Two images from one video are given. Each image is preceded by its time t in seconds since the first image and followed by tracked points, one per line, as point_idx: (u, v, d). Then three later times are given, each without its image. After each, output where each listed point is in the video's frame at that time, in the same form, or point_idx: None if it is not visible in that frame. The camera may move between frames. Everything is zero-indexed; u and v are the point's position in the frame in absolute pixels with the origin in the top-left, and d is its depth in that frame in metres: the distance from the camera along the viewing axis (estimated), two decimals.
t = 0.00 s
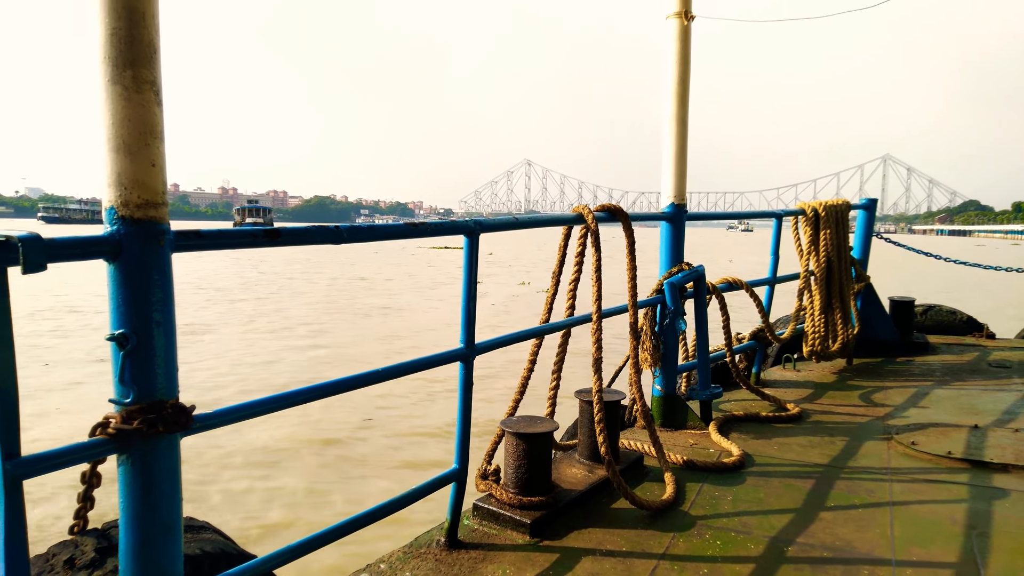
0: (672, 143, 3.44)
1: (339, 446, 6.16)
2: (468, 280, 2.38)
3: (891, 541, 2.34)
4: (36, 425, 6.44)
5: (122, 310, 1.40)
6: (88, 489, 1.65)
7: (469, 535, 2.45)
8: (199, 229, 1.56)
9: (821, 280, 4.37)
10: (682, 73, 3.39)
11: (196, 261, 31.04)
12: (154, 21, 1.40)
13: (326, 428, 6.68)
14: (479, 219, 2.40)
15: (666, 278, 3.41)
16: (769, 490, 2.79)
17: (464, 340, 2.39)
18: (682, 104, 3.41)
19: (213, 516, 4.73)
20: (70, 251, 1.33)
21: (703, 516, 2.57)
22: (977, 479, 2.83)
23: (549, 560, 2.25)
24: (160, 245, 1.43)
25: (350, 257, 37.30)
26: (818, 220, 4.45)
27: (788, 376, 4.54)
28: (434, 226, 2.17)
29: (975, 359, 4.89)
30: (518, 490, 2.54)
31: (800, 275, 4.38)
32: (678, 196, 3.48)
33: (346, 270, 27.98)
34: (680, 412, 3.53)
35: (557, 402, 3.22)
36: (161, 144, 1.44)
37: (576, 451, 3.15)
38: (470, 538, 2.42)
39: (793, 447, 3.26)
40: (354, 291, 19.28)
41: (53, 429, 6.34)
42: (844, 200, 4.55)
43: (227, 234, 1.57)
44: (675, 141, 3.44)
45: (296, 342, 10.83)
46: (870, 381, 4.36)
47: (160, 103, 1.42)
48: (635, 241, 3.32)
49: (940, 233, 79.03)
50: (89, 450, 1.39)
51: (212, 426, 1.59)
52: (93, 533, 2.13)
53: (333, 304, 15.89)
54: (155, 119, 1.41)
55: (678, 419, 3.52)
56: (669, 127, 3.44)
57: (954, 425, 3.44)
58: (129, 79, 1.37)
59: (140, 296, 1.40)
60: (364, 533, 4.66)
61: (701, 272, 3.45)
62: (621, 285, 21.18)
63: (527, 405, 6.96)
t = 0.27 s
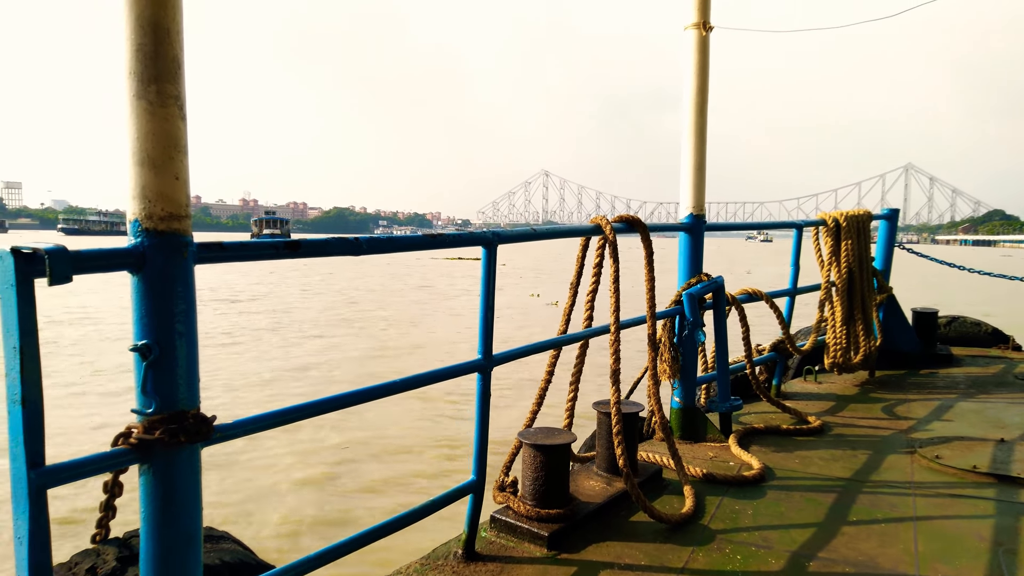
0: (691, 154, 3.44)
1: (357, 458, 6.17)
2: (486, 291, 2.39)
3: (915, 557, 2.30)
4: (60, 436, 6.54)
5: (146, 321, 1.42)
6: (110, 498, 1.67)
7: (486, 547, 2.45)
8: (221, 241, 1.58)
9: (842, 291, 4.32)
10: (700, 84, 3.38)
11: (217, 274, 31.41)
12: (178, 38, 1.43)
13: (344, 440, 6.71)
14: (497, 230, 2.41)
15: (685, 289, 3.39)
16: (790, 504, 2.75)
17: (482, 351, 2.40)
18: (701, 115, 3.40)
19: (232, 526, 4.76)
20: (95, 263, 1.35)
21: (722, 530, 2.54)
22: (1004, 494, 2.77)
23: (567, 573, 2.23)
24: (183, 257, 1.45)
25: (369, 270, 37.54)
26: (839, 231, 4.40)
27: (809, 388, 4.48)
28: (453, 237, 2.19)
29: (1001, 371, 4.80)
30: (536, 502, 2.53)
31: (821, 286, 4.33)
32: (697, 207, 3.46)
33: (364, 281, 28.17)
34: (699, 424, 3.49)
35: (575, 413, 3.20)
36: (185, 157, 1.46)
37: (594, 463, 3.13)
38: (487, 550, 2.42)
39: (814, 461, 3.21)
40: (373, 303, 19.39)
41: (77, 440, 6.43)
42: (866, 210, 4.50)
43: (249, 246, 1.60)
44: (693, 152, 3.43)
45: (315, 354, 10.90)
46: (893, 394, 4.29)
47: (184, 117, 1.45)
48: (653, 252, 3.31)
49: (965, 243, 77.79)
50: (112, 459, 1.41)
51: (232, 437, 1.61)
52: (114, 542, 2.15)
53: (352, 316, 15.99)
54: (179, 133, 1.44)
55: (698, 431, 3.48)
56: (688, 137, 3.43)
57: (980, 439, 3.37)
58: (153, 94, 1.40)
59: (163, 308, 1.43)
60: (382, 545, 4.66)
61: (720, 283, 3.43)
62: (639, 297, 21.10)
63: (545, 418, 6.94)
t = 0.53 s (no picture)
0: (701, 163, 3.43)
1: (368, 471, 6.17)
2: (497, 301, 2.40)
3: (931, 570, 2.27)
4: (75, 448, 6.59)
5: (160, 331, 1.43)
6: (124, 508, 1.68)
7: (498, 559, 2.44)
8: (234, 252, 1.60)
9: (855, 301, 4.29)
10: (710, 94, 3.39)
11: (231, 286, 31.65)
12: (193, 51, 1.45)
13: (356, 451, 6.71)
14: (508, 240, 2.42)
15: (696, 299, 3.38)
16: (804, 515, 2.73)
17: (493, 361, 2.40)
18: (712, 124, 3.40)
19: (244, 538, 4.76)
20: (110, 274, 1.37)
21: (736, 542, 2.52)
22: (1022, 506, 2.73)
23: None
24: (198, 268, 1.46)
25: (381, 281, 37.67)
26: (851, 240, 4.37)
27: (822, 398, 4.44)
28: (464, 247, 2.19)
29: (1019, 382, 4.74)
30: (547, 513, 2.52)
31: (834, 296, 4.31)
32: (708, 216, 3.46)
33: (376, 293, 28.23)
34: (712, 435, 3.47)
35: (587, 424, 3.19)
36: (199, 169, 1.48)
37: (606, 474, 3.12)
38: (499, 562, 2.41)
39: (829, 472, 3.18)
40: (385, 314, 19.45)
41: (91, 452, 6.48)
42: (878, 219, 4.47)
43: (262, 257, 1.61)
44: (704, 162, 3.43)
45: (327, 366, 10.94)
46: (908, 405, 4.24)
47: (198, 129, 1.47)
48: (664, 262, 3.30)
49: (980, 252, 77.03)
50: (126, 469, 1.42)
51: (245, 447, 1.62)
52: (127, 552, 2.16)
53: (363, 328, 16.04)
54: (193, 145, 1.46)
55: (710, 442, 3.46)
56: (698, 147, 3.43)
57: (997, 450, 3.33)
58: (168, 107, 1.42)
59: (177, 318, 1.44)
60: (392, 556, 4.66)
61: (732, 293, 3.41)
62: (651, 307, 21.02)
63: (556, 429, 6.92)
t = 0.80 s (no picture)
0: (720, 168, 3.42)
1: (386, 477, 6.19)
2: (515, 306, 2.40)
3: None
4: (99, 452, 6.69)
5: (182, 337, 1.46)
6: (147, 511, 1.70)
7: (516, 564, 2.44)
8: (256, 258, 1.62)
9: (877, 305, 4.24)
10: (729, 98, 3.37)
11: (251, 293, 31.98)
12: (215, 60, 1.48)
13: (374, 458, 6.74)
14: (526, 246, 2.43)
15: (716, 304, 3.36)
16: (826, 523, 2.69)
17: (510, 366, 2.40)
18: (730, 128, 3.39)
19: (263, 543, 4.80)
20: (134, 280, 1.39)
21: (756, 549, 2.50)
22: None
23: None
24: (219, 275, 1.49)
25: (399, 287, 37.86)
26: (873, 244, 4.32)
27: (844, 404, 4.39)
28: (482, 253, 2.20)
29: None
30: (566, 519, 2.51)
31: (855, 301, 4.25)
32: (727, 221, 3.44)
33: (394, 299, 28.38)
34: (732, 441, 3.43)
35: (605, 429, 3.18)
36: (221, 177, 1.51)
37: (624, 480, 3.11)
38: (517, 567, 2.41)
39: (850, 479, 3.14)
40: (402, 320, 19.54)
41: (115, 457, 6.57)
42: (900, 223, 4.42)
43: (283, 263, 1.64)
44: (722, 166, 3.41)
45: (345, 372, 11.01)
46: (932, 411, 4.17)
47: (220, 138, 1.50)
48: (683, 266, 3.29)
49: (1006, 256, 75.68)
50: (149, 472, 1.44)
51: (265, 451, 1.63)
52: (150, 554, 2.19)
53: (381, 334, 16.11)
54: (215, 153, 1.48)
55: (730, 448, 3.43)
56: (717, 152, 3.41)
57: None
58: (191, 116, 1.44)
59: (199, 324, 1.46)
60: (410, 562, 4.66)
61: (752, 298, 3.39)
62: (669, 312, 20.92)
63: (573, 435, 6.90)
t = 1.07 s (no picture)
0: (733, 172, 3.40)
1: (399, 483, 6.20)
2: (527, 311, 2.40)
3: None
4: (115, 458, 6.75)
5: (196, 341, 1.47)
6: (161, 514, 1.71)
7: (528, 570, 2.43)
8: (270, 264, 1.63)
9: (893, 310, 4.20)
10: (742, 101, 3.36)
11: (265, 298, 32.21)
12: (230, 67, 1.50)
13: (386, 463, 6.75)
14: (538, 250, 2.43)
15: (729, 308, 3.34)
16: (841, 530, 2.66)
17: (522, 371, 2.40)
18: (744, 132, 3.37)
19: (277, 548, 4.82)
20: (150, 285, 1.41)
21: (770, 556, 2.48)
22: None
23: None
24: (233, 280, 1.50)
25: (412, 292, 37.98)
26: (889, 249, 4.28)
27: (859, 410, 4.34)
28: (493, 258, 2.21)
29: None
30: (578, 524, 2.50)
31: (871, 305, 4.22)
32: (740, 225, 3.42)
33: (406, 304, 28.47)
34: (746, 447, 3.41)
35: (617, 435, 3.17)
36: (235, 183, 1.52)
37: (637, 485, 3.09)
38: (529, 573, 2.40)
39: (866, 485, 3.10)
40: (415, 325, 19.60)
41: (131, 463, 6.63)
42: (916, 227, 4.37)
43: (297, 268, 1.65)
44: (736, 170, 3.39)
45: (357, 378, 11.05)
46: (950, 417, 4.12)
47: (236, 145, 1.51)
48: (696, 271, 3.27)
49: None
50: (164, 476, 1.45)
51: (279, 455, 1.64)
52: (164, 558, 2.21)
53: (393, 340, 16.15)
54: (230, 160, 1.50)
55: (744, 453, 3.40)
56: (730, 156, 3.40)
57: None
58: (206, 122, 1.46)
59: (214, 328, 1.48)
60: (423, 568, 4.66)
61: (766, 302, 3.37)
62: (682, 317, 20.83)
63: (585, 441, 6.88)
